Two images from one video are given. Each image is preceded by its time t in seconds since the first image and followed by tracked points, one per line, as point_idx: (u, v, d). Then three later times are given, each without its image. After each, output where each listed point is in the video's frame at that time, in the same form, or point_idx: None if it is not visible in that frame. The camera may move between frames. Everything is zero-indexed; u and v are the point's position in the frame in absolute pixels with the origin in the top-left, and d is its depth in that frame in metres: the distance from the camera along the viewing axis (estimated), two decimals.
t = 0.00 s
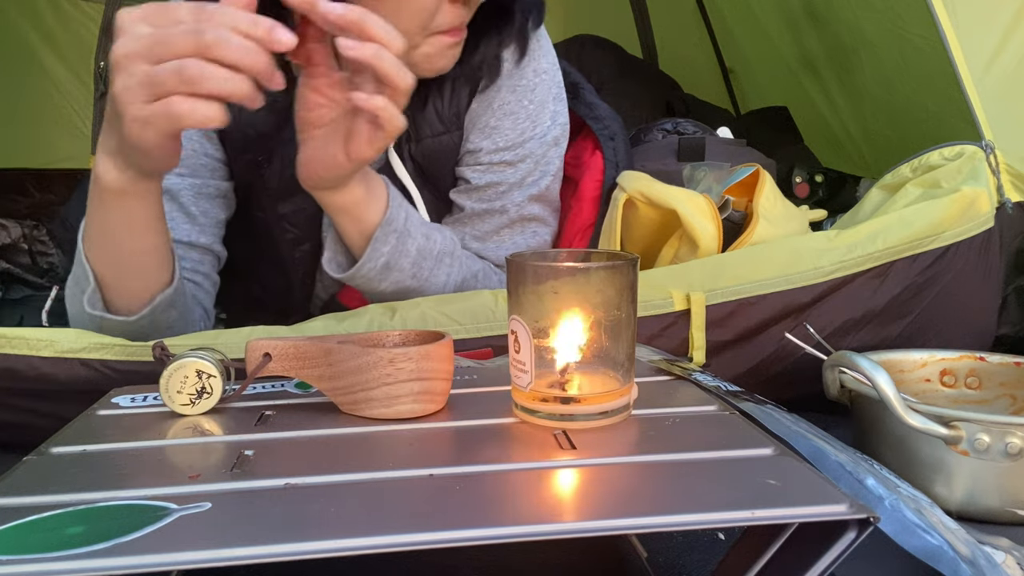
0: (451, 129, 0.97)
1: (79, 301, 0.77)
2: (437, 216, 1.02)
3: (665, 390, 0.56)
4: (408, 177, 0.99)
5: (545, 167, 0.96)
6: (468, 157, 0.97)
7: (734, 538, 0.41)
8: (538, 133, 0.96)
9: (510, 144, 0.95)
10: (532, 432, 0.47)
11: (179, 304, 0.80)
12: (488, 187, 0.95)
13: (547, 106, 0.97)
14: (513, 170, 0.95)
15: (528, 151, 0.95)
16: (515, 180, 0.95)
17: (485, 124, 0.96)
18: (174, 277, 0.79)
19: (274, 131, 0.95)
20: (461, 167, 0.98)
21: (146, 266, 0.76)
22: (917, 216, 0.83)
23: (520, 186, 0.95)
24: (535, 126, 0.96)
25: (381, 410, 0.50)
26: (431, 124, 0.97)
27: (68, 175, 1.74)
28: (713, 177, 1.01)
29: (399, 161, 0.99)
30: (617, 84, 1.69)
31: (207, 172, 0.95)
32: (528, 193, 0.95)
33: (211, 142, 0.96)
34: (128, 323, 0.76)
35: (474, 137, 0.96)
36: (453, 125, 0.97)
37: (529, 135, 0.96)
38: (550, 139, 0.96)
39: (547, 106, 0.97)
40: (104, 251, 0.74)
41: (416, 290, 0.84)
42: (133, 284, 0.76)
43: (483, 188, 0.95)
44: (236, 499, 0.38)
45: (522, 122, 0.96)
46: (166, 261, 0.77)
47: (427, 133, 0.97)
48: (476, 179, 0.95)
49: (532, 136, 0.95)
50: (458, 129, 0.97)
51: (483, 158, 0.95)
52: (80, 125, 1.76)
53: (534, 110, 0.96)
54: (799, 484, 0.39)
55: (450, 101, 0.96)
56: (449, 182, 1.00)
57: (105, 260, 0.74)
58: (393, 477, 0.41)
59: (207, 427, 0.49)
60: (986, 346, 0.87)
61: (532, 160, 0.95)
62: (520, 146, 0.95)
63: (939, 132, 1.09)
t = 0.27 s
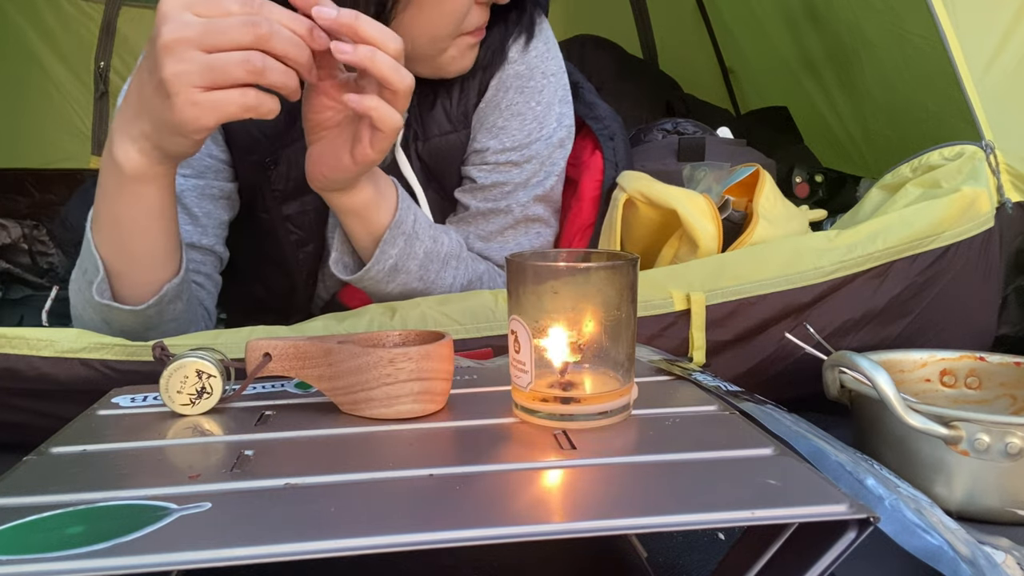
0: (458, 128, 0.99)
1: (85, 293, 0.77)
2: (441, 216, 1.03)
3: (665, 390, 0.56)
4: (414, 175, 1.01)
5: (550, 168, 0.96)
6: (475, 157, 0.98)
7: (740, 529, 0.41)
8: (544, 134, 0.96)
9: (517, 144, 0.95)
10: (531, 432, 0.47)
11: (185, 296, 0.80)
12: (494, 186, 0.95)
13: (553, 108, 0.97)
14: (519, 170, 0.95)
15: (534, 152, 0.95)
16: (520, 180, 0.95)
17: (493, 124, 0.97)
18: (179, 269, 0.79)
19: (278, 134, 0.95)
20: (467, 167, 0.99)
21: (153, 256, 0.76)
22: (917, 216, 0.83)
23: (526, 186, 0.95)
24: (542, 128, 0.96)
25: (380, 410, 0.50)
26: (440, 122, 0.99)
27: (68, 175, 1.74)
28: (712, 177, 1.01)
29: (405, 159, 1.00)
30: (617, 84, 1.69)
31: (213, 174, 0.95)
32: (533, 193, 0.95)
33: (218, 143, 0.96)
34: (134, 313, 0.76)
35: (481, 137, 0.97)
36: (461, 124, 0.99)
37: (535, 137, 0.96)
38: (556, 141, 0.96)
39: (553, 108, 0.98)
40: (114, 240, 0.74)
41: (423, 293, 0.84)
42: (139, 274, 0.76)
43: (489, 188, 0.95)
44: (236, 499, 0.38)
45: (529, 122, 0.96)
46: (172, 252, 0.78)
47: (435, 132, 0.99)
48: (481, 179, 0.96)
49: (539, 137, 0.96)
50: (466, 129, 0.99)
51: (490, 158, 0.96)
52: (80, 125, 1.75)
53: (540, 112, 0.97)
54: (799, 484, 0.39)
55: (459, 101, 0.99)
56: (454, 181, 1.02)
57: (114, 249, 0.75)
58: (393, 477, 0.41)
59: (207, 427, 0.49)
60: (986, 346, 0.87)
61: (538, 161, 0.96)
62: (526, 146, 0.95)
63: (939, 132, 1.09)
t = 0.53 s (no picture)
0: (464, 128, 0.99)
1: (85, 293, 0.77)
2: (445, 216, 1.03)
3: (665, 390, 0.56)
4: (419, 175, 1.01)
5: (554, 168, 0.96)
6: (479, 156, 0.98)
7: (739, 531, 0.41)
8: (548, 135, 0.96)
9: (520, 144, 0.95)
10: (531, 432, 0.47)
11: (184, 297, 0.80)
12: (497, 186, 0.95)
13: (557, 109, 0.97)
14: (522, 170, 0.95)
15: (538, 153, 0.95)
16: (523, 180, 0.94)
17: (497, 124, 0.97)
18: (179, 270, 0.79)
19: (283, 135, 0.96)
20: (471, 166, 0.99)
21: (154, 256, 0.76)
22: (918, 216, 0.83)
23: (528, 187, 0.95)
24: (546, 129, 0.96)
25: (381, 410, 0.50)
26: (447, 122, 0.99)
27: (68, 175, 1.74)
28: (712, 177, 1.01)
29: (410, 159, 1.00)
30: (617, 84, 1.69)
31: (214, 175, 0.95)
32: (536, 193, 0.95)
33: (220, 145, 0.96)
34: (134, 313, 0.76)
35: (485, 137, 0.97)
36: (468, 124, 0.99)
37: (539, 137, 0.96)
38: (559, 142, 0.96)
39: (557, 109, 0.97)
40: (115, 240, 0.74)
41: (424, 294, 0.84)
42: (139, 274, 0.76)
43: (492, 188, 0.95)
44: (236, 499, 0.38)
45: (534, 122, 0.96)
46: (171, 253, 0.78)
47: (441, 132, 0.99)
48: (485, 179, 0.96)
49: (543, 138, 0.96)
50: (471, 129, 0.99)
51: (494, 158, 0.96)
52: (80, 125, 1.75)
53: (545, 112, 0.97)
54: (799, 484, 0.39)
55: (465, 101, 0.99)
56: (458, 182, 1.01)
57: (115, 249, 0.75)
58: (393, 477, 0.41)
59: (207, 427, 0.49)
60: (986, 346, 0.87)
61: (542, 162, 0.95)
62: (531, 147, 0.95)
63: (939, 132, 1.09)
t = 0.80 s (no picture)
0: (465, 127, 0.99)
1: (84, 293, 0.77)
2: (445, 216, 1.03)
3: (665, 390, 0.56)
4: (420, 174, 1.00)
5: (554, 168, 0.96)
6: (480, 156, 0.98)
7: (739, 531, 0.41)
8: (549, 135, 0.96)
9: (522, 144, 0.95)
10: (531, 432, 0.47)
11: (184, 297, 0.80)
12: (498, 186, 0.95)
13: (558, 109, 0.97)
14: (524, 170, 0.95)
15: (539, 153, 0.95)
16: (524, 180, 0.94)
17: (499, 124, 0.97)
18: (178, 270, 0.79)
19: (286, 135, 0.96)
20: (471, 166, 0.98)
21: (153, 256, 0.76)
22: (918, 216, 0.83)
23: (529, 187, 0.95)
24: (547, 129, 0.96)
25: (381, 410, 0.50)
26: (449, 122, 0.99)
27: (68, 175, 1.74)
28: (712, 177, 1.01)
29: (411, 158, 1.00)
30: (617, 84, 1.69)
31: (215, 175, 0.95)
32: (537, 194, 0.95)
33: (221, 145, 0.97)
34: (133, 313, 0.76)
35: (486, 136, 0.97)
36: (469, 124, 0.99)
37: (540, 138, 0.96)
38: (560, 142, 0.96)
39: (558, 110, 0.98)
40: (114, 240, 0.74)
41: (424, 293, 0.84)
42: (139, 274, 0.76)
43: (493, 187, 0.95)
44: (236, 499, 0.38)
45: (536, 122, 0.96)
46: (170, 252, 0.78)
47: (442, 131, 0.99)
48: (485, 178, 0.96)
49: (544, 138, 0.96)
50: (472, 128, 0.99)
51: (495, 158, 0.96)
52: (80, 125, 1.75)
53: (546, 113, 0.97)
54: (798, 484, 0.39)
55: (467, 101, 0.99)
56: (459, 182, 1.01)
57: (114, 249, 0.75)
58: (392, 477, 0.41)
59: (207, 427, 0.49)
60: (986, 346, 0.87)
61: (543, 162, 0.96)
62: (532, 147, 0.95)
63: (939, 132, 1.09)
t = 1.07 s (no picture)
0: (467, 127, 0.99)
1: (84, 293, 0.77)
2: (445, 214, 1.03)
3: (665, 390, 0.56)
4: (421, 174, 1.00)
5: (555, 169, 0.96)
6: (481, 156, 0.97)
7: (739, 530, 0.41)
8: (550, 136, 0.96)
9: (522, 144, 0.95)
10: (531, 432, 0.47)
11: (183, 297, 0.80)
12: (498, 186, 0.95)
13: (559, 110, 0.97)
14: (524, 170, 0.95)
15: (539, 153, 0.95)
16: (524, 180, 0.95)
17: (500, 124, 0.97)
18: (178, 270, 0.79)
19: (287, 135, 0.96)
20: (472, 166, 0.98)
21: (153, 256, 0.76)
22: (918, 216, 0.83)
23: (530, 187, 0.95)
24: (548, 129, 0.96)
25: (380, 410, 0.50)
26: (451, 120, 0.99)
27: (69, 175, 1.74)
28: (712, 177, 1.01)
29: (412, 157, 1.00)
30: (617, 84, 1.69)
31: (215, 176, 0.95)
32: (537, 194, 0.95)
33: (221, 145, 0.96)
34: (133, 313, 0.76)
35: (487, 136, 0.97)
36: (470, 124, 0.99)
37: (541, 138, 0.96)
38: (561, 142, 0.96)
39: (559, 110, 0.97)
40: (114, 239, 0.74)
41: (425, 292, 0.84)
42: (139, 274, 0.76)
43: (493, 187, 0.95)
44: (236, 499, 0.38)
45: (537, 123, 0.96)
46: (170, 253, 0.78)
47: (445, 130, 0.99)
48: (486, 178, 0.96)
49: (545, 138, 0.96)
50: (474, 128, 0.99)
51: (495, 158, 0.96)
52: (80, 125, 1.75)
53: (547, 113, 0.97)
54: (798, 484, 0.39)
55: (468, 100, 0.98)
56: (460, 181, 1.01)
57: (114, 248, 0.75)
58: (393, 477, 0.41)
59: (207, 427, 0.49)
60: (986, 346, 0.87)
61: (544, 162, 0.96)
62: (533, 147, 0.95)
63: (940, 132, 1.09)
